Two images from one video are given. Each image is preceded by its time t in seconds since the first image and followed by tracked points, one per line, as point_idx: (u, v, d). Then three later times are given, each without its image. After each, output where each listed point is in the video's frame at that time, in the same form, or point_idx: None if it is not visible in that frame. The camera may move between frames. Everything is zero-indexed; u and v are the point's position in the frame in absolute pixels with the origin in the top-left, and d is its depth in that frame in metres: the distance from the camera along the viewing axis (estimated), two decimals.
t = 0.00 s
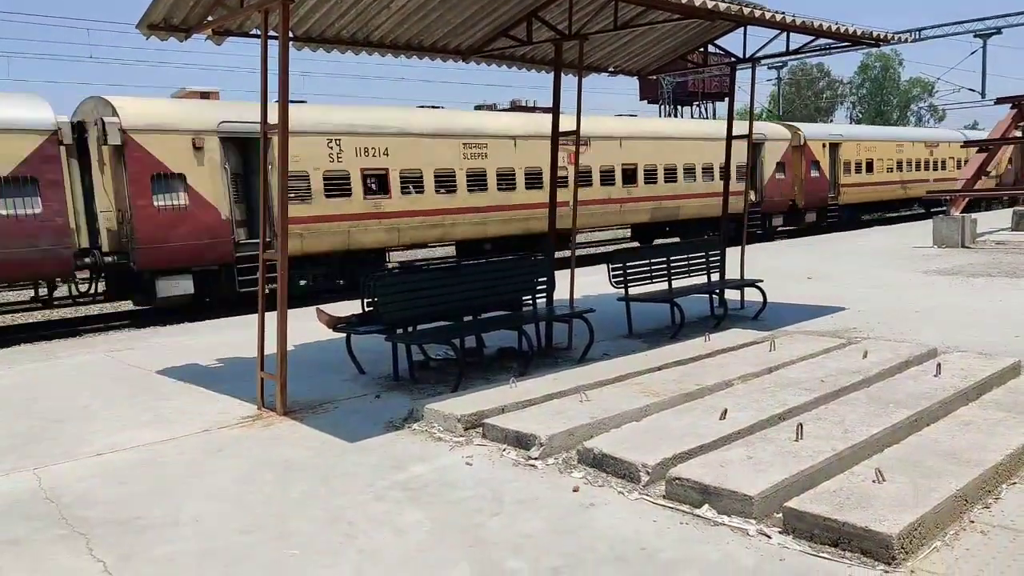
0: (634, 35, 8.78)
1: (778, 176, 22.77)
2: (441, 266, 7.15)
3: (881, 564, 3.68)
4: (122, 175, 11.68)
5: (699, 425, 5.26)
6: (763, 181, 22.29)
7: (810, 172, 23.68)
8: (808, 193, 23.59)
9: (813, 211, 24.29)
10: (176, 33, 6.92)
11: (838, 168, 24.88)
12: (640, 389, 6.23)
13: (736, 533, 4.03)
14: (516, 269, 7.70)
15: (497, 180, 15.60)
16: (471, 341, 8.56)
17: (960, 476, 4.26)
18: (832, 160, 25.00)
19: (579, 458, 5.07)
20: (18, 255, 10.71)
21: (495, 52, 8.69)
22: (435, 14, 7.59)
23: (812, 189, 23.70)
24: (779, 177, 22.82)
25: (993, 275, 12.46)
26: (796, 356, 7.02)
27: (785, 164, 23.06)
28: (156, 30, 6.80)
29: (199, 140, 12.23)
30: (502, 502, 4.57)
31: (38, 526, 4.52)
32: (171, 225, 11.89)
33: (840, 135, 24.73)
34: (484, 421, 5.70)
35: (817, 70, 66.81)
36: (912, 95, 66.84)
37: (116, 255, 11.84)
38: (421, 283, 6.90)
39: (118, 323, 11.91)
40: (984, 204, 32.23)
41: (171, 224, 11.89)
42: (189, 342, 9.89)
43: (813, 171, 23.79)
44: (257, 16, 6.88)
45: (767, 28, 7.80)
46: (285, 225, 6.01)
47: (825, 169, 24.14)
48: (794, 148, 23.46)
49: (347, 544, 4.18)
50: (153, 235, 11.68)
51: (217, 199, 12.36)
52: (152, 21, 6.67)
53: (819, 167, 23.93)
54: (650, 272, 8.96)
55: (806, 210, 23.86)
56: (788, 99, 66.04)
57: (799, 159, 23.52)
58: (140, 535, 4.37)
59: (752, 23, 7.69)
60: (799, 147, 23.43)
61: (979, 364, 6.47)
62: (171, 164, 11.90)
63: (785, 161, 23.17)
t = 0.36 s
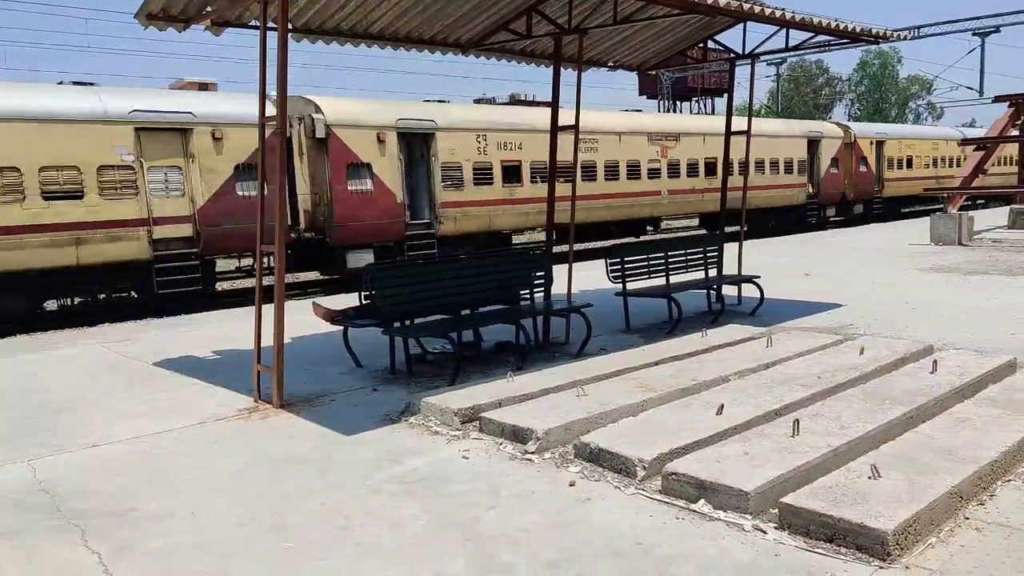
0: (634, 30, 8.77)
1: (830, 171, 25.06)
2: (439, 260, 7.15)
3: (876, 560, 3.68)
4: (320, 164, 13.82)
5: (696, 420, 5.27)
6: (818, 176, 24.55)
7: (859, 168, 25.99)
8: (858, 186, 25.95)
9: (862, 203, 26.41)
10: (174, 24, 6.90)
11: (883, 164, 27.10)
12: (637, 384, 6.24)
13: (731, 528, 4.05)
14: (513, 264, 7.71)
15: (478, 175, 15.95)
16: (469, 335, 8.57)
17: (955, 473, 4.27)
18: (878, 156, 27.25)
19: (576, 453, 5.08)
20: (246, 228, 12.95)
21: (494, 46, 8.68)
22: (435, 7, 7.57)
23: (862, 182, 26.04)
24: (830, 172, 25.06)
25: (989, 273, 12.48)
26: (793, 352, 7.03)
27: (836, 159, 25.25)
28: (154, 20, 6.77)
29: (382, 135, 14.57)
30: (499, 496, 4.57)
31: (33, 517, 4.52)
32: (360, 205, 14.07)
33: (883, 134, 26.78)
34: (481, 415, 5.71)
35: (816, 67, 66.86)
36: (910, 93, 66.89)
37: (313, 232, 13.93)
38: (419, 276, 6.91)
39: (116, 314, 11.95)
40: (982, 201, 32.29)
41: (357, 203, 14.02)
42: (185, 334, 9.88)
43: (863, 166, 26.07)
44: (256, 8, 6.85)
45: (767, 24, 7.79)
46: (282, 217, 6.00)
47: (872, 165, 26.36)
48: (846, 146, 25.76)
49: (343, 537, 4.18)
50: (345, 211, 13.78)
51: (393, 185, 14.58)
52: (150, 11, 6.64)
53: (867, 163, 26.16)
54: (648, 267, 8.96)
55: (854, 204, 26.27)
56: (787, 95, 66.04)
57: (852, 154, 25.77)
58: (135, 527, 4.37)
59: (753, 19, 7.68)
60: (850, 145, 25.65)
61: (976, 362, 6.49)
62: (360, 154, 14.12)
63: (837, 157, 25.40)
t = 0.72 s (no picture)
0: (629, 23, 8.75)
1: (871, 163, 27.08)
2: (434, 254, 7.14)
3: (870, 552, 3.70)
4: (460, 155, 15.95)
5: (691, 413, 5.28)
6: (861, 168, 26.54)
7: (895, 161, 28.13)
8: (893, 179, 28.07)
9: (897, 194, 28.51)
10: (167, 17, 6.86)
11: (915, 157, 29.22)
12: (632, 377, 6.25)
13: (727, 521, 4.05)
14: (509, 258, 7.70)
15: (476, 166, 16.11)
16: (464, 329, 8.57)
17: (950, 466, 4.29)
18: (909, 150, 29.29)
19: (571, 446, 5.09)
20: (409, 212, 14.82)
21: (490, 39, 8.66)
22: None
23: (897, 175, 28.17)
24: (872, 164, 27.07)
25: (983, 266, 12.51)
26: (788, 346, 7.04)
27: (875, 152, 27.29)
28: (148, 14, 6.73)
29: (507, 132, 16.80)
30: (494, 490, 4.58)
31: (25, 512, 4.50)
32: (488, 193, 16.22)
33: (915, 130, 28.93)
34: (476, 409, 5.71)
35: (811, 60, 66.90)
36: (905, 86, 66.96)
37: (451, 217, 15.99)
38: (414, 271, 6.90)
39: (106, 307, 11.92)
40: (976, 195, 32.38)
41: (489, 191, 16.24)
42: (179, 328, 9.86)
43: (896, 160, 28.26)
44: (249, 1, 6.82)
45: (763, 18, 7.79)
46: (276, 211, 5.98)
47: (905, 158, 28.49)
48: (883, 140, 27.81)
49: (337, 531, 4.18)
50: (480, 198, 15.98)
51: (515, 173, 16.76)
52: (143, 4, 6.60)
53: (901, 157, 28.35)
54: (644, 260, 8.96)
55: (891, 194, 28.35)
56: (783, 89, 66.11)
57: (887, 148, 27.90)
58: (128, 522, 4.36)
59: (750, 13, 7.68)
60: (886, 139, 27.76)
61: (970, 355, 6.51)
62: (491, 148, 16.30)
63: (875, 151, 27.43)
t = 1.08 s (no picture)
0: (613, 17, 8.78)
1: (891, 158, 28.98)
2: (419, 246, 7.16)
3: (848, 542, 3.76)
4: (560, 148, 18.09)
5: (672, 406, 5.34)
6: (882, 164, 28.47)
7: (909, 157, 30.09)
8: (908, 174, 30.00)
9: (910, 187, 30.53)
10: (148, 5, 6.81)
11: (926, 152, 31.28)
12: (615, 370, 6.30)
13: (707, 513, 4.11)
14: (492, 251, 7.71)
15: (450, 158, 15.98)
16: (448, 322, 8.58)
17: (926, 458, 4.37)
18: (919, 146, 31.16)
19: (554, 439, 5.13)
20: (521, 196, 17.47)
21: (475, 31, 8.66)
22: None
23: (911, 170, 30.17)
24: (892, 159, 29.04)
25: (960, 262, 12.66)
26: (768, 339, 7.11)
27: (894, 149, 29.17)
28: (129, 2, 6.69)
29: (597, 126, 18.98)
30: (476, 483, 4.62)
31: (3, 507, 4.49)
32: (582, 182, 18.55)
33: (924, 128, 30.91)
34: (460, 402, 5.73)
35: (794, 56, 67.25)
36: (886, 83, 67.43)
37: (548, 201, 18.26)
38: (398, 264, 6.91)
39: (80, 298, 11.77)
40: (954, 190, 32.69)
41: (579, 179, 18.45)
42: (159, 320, 9.82)
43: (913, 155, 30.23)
44: None
45: (746, 14, 7.84)
46: (259, 203, 5.97)
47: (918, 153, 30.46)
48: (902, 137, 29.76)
49: (318, 525, 4.20)
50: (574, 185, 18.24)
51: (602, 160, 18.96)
52: None
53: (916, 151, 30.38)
54: (627, 254, 9.01)
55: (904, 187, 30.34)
56: (765, 85, 66.48)
57: (907, 144, 29.87)
58: (108, 516, 4.36)
59: (734, 8, 7.73)
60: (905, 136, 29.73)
61: (946, 349, 6.61)
62: (585, 141, 18.53)
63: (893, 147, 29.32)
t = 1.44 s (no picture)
0: (604, 17, 8.75)
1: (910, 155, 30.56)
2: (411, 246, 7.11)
3: (843, 543, 3.74)
4: (637, 147, 20.54)
5: (666, 405, 5.32)
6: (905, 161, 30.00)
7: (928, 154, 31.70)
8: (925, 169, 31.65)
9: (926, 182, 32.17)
10: (139, 6, 6.74)
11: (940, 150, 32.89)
12: (609, 370, 6.28)
13: (701, 513, 4.08)
14: (484, 250, 7.68)
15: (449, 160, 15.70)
16: (440, 322, 8.55)
17: (921, 457, 4.35)
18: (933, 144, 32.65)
19: (547, 439, 5.10)
20: (609, 191, 19.44)
21: (467, 31, 8.62)
22: None
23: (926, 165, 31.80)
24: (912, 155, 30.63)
25: (952, 260, 12.68)
26: (761, 338, 7.09)
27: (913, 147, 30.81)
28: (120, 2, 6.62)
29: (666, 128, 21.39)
30: (470, 483, 4.58)
31: None
32: (656, 177, 21.07)
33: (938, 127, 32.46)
34: (452, 403, 5.69)
35: (784, 55, 67.43)
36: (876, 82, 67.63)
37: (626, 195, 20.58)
38: (391, 263, 6.87)
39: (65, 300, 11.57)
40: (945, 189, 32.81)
41: (654, 175, 20.97)
42: (150, 321, 9.75)
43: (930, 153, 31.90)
44: None
45: (737, 13, 7.82)
46: (251, 204, 5.92)
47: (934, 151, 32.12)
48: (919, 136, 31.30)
49: (311, 526, 4.15)
50: (649, 180, 20.62)
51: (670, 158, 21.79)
52: None
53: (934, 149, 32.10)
54: (619, 253, 8.98)
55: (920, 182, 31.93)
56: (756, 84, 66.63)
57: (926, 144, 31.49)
58: (99, 518, 4.31)
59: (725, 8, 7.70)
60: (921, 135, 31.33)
61: (939, 347, 6.61)
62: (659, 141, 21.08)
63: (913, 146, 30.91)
